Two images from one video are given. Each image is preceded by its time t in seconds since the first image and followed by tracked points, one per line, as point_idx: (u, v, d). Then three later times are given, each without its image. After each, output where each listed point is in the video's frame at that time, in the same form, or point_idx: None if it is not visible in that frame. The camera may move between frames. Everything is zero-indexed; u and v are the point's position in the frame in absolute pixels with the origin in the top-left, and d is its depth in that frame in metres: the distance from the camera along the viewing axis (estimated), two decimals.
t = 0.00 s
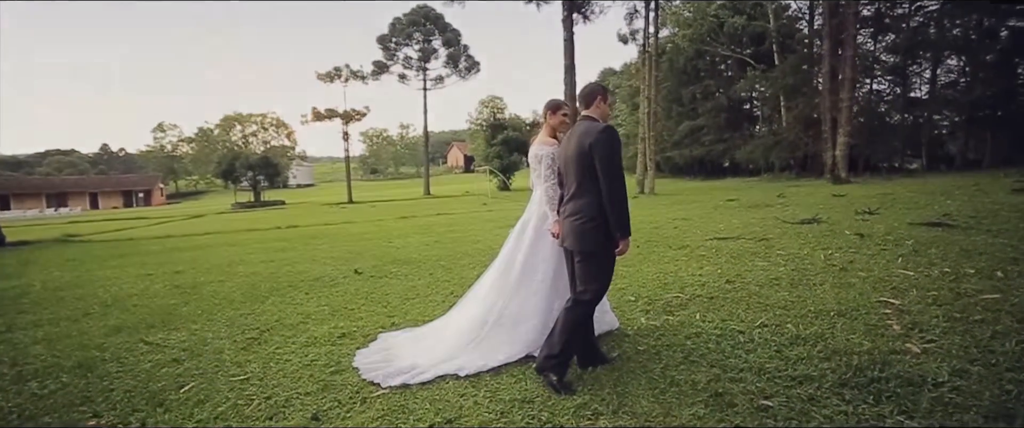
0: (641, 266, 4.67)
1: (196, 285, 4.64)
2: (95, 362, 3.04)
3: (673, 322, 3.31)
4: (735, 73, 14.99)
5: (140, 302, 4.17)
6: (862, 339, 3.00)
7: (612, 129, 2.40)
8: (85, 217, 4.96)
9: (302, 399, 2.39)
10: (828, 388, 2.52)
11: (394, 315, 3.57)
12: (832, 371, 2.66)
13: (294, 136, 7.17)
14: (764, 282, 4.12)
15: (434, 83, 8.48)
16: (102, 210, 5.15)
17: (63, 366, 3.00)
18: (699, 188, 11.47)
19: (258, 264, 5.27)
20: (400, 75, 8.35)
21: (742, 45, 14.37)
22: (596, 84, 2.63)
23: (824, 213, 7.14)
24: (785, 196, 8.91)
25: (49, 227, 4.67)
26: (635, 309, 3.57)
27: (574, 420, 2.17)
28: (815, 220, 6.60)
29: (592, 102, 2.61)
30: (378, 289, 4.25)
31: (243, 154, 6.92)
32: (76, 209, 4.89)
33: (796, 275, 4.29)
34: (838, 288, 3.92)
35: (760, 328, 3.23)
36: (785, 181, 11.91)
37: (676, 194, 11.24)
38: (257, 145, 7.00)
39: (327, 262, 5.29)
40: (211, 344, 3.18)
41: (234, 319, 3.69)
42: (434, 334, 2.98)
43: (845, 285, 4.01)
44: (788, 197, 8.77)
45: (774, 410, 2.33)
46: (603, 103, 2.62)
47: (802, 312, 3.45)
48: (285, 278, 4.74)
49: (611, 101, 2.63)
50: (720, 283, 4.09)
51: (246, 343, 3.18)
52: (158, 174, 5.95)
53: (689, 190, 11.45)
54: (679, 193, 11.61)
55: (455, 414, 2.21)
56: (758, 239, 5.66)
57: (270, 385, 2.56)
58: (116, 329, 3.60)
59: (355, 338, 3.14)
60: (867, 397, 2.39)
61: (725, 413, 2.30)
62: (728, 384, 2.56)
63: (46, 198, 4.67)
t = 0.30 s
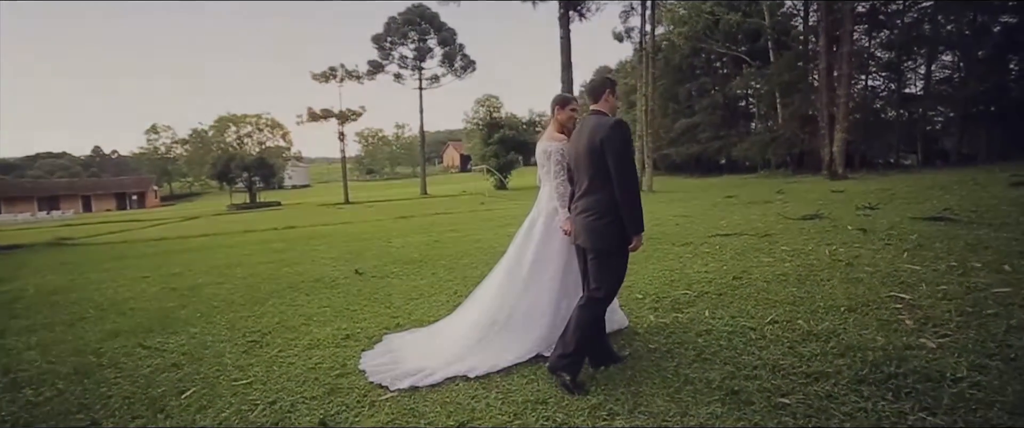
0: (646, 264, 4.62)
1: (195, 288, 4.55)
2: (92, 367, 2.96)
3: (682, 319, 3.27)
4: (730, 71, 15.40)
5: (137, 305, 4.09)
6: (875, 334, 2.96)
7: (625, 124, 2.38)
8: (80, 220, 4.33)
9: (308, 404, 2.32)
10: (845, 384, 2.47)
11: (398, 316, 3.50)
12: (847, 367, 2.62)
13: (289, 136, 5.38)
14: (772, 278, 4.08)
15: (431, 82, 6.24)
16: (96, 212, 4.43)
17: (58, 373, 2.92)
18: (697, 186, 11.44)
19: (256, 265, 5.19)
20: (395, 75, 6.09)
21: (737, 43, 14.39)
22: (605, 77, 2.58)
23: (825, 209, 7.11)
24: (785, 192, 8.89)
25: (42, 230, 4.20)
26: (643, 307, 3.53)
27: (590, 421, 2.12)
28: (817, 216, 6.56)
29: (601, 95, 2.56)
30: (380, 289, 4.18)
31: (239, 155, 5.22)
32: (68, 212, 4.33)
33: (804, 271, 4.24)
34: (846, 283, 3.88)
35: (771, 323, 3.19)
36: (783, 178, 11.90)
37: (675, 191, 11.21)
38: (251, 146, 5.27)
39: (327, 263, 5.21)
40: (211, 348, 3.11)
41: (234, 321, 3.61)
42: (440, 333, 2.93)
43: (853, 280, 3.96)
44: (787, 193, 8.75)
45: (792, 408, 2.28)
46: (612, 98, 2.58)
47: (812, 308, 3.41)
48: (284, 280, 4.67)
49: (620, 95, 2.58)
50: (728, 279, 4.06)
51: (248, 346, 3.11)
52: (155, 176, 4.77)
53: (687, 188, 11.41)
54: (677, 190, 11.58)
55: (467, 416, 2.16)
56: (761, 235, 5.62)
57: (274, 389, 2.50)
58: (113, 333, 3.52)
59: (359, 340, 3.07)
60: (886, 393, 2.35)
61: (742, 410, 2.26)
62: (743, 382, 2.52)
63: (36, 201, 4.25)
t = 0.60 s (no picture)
0: (650, 263, 4.56)
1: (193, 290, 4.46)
2: (88, 373, 2.87)
3: (693, 319, 3.22)
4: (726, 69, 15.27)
5: (134, 308, 4.00)
6: (891, 332, 2.91)
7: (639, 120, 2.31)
8: (74, 222, 4.20)
9: (315, 410, 2.25)
10: (866, 384, 2.41)
11: (402, 317, 3.43)
12: (867, 367, 2.56)
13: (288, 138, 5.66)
14: (779, 276, 4.03)
15: (427, 82, 6.28)
16: (88, 214, 4.31)
17: (53, 380, 2.83)
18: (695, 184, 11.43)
19: (255, 266, 5.10)
20: (392, 75, 6.23)
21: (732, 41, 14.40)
22: (616, 70, 2.50)
23: (826, 207, 7.09)
24: (784, 190, 8.88)
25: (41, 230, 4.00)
26: (652, 306, 3.47)
27: (608, 424, 2.05)
28: (819, 213, 6.53)
29: (613, 89, 2.48)
30: (382, 290, 4.11)
31: (233, 157, 5.30)
32: (61, 214, 4.19)
33: (811, 269, 4.19)
34: (856, 281, 3.83)
35: (783, 322, 3.13)
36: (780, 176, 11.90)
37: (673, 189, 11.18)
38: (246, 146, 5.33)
39: (327, 264, 5.15)
40: (212, 352, 3.02)
41: (234, 324, 3.53)
42: (448, 334, 2.85)
43: (863, 277, 3.92)
44: (786, 191, 8.73)
45: (813, 409, 2.22)
46: (624, 92, 2.50)
47: (824, 306, 3.35)
48: (283, 281, 4.59)
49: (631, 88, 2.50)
50: (735, 278, 4.00)
51: (249, 349, 3.02)
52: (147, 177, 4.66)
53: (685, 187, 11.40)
54: (674, 189, 11.56)
55: (481, 421, 2.09)
56: (764, 233, 5.58)
57: (279, 394, 2.41)
58: (110, 338, 3.44)
59: (365, 342, 3.00)
60: (909, 393, 2.29)
61: (763, 411, 2.19)
62: (760, 382, 2.45)
63: (28, 202, 3.99)
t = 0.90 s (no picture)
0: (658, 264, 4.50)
1: (191, 295, 4.37)
2: (86, 381, 2.79)
3: (705, 321, 3.15)
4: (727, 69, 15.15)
5: (132, 314, 3.92)
6: (908, 334, 2.85)
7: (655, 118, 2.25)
8: (69, 225, 3.93)
9: (322, 418, 2.17)
10: (887, 387, 2.35)
11: (408, 321, 3.35)
12: (886, 369, 2.50)
13: (284, 139, 4.99)
14: (789, 277, 3.97)
15: (427, 83, 5.68)
16: (84, 217, 4.02)
17: (49, 388, 2.75)
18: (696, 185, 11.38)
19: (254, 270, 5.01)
20: (388, 75, 5.60)
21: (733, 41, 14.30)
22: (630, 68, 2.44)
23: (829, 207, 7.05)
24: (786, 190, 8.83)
25: (27, 236, 3.78)
26: (663, 309, 3.40)
27: None
28: (823, 214, 6.48)
29: (626, 87, 2.42)
30: (385, 294, 4.02)
31: (231, 158, 4.76)
32: (54, 217, 3.96)
33: (821, 269, 4.13)
34: (867, 281, 3.77)
35: (797, 324, 3.07)
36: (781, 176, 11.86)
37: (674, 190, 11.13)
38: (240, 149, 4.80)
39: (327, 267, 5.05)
40: (213, 359, 2.94)
41: (234, 329, 3.44)
42: (457, 339, 2.78)
43: (874, 278, 3.85)
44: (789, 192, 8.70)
45: (836, 414, 2.16)
46: (638, 91, 2.44)
47: (838, 307, 3.29)
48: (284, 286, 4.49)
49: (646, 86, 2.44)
50: (746, 279, 3.94)
51: (252, 356, 2.94)
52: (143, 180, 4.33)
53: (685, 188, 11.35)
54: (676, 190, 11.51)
55: None
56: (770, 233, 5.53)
57: (284, 402, 2.34)
58: (107, 345, 3.35)
59: (371, 347, 2.92)
60: (933, 397, 2.23)
61: (785, 416, 2.13)
62: (779, 386, 2.39)
63: (20, 207, 3.87)
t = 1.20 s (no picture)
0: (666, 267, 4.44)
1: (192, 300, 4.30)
2: (85, 390, 2.72)
3: (719, 326, 3.10)
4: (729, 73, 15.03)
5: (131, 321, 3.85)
6: (926, 338, 2.81)
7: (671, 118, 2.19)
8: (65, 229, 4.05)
9: None
10: (911, 394, 2.30)
11: (417, 328, 3.28)
12: (907, 374, 2.46)
13: (283, 142, 4.63)
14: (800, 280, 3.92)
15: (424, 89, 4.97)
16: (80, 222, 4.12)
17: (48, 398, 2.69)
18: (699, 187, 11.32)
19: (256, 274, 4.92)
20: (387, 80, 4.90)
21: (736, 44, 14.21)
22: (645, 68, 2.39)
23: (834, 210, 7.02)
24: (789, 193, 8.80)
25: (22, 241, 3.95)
26: (674, 313, 3.34)
27: None
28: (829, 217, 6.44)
29: (642, 86, 2.36)
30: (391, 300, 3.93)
31: (229, 162, 4.53)
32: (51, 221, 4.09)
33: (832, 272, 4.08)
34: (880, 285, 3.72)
35: (812, 329, 3.01)
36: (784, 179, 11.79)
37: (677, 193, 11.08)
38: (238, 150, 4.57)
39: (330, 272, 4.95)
40: (217, 366, 2.87)
41: (237, 335, 3.36)
42: (466, 344, 2.72)
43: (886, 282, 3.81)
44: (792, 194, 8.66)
45: (862, 422, 2.10)
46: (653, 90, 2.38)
47: (852, 311, 3.24)
48: (286, 291, 4.41)
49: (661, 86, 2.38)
50: (756, 282, 3.88)
51: (256, 363, 2.87)
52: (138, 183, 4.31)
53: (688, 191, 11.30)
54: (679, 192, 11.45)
55: None
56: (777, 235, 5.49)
57: (291, 412, 2.28)
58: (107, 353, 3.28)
59: (379, 354, 2.86)
60: (959, 406, 2.20)
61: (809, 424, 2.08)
62: (800, 391, 2.34)
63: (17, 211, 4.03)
